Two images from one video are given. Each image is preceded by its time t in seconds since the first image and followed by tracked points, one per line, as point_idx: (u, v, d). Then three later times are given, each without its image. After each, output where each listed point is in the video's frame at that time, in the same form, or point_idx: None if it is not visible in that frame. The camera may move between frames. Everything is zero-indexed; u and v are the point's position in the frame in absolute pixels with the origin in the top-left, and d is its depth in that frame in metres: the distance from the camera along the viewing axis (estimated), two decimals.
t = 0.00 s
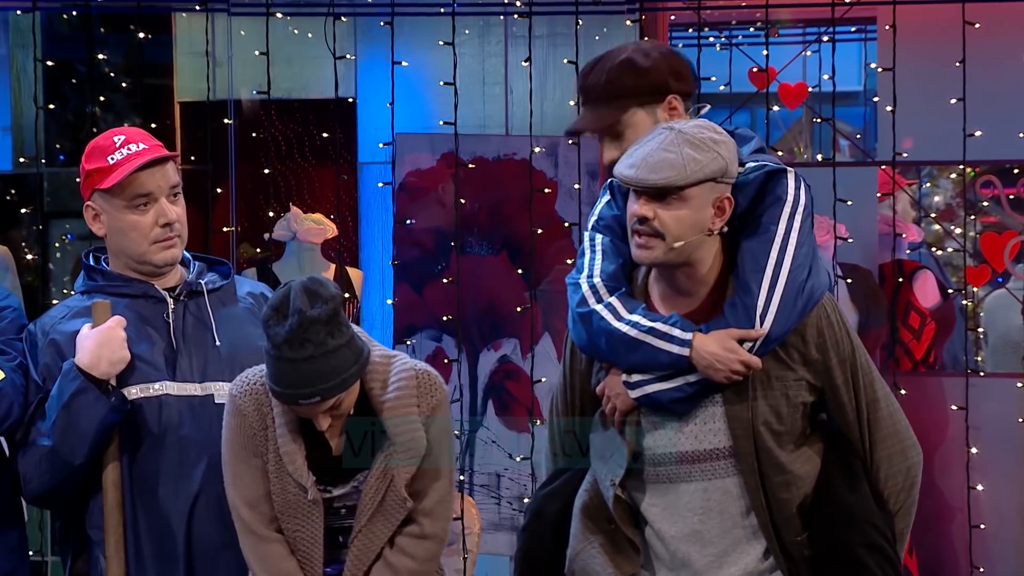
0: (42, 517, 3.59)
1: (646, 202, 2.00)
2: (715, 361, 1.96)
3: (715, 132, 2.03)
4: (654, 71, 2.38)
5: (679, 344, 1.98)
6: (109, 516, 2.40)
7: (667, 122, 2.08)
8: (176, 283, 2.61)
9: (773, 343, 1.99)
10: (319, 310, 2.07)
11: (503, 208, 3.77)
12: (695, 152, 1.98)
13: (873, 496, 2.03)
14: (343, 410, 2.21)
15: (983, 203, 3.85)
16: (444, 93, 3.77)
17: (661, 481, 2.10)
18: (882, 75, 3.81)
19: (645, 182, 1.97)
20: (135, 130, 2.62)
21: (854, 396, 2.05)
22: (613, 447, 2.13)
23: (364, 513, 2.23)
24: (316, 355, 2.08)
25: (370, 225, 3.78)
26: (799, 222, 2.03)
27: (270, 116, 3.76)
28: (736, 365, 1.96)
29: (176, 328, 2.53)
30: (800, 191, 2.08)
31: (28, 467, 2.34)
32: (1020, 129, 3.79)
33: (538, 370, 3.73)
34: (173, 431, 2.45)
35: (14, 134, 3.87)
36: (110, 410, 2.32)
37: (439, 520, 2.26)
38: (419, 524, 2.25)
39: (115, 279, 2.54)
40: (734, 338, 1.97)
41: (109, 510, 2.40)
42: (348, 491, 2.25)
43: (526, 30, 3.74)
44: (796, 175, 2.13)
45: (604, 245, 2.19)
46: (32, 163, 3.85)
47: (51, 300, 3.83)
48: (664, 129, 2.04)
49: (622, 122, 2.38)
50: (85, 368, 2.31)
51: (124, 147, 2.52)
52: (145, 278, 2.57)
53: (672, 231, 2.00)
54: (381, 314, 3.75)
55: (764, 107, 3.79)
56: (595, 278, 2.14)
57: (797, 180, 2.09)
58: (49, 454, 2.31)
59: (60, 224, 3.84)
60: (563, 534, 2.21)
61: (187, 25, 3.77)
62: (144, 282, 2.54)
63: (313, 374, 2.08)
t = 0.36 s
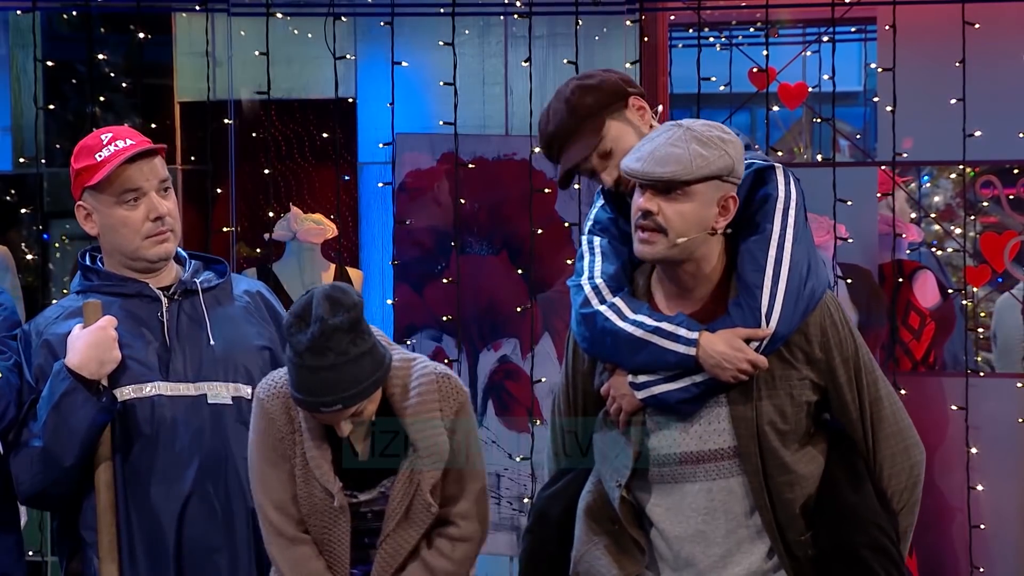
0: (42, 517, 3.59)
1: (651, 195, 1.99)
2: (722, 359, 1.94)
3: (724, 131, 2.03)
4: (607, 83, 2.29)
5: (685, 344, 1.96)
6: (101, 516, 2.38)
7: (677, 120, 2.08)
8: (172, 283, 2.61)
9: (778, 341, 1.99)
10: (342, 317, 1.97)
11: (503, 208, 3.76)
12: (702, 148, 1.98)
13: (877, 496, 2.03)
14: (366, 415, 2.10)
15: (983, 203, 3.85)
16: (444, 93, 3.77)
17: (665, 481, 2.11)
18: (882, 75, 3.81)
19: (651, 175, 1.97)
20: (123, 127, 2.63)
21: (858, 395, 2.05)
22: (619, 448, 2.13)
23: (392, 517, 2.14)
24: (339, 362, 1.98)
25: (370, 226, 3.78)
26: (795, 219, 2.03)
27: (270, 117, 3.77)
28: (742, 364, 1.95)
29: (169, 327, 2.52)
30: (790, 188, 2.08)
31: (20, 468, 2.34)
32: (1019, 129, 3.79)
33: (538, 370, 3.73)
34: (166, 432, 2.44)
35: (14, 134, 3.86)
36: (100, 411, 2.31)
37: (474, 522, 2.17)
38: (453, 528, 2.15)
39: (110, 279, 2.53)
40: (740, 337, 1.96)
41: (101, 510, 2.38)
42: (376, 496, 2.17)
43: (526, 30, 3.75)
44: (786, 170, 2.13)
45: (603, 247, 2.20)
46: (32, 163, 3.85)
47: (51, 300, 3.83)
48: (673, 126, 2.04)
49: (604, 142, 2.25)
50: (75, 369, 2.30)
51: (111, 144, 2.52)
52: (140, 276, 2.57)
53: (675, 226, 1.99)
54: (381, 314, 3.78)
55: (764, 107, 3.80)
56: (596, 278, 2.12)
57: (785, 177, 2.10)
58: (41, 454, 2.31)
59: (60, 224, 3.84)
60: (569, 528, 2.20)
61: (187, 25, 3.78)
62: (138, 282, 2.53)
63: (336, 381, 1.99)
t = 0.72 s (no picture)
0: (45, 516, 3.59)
1: (638, 211, 1.99)
2: (713, 360, 1.95)
3: (712, 142, 2.00)
4: (631, 62, 2.25)
5: (678, 346, 1.96)
6: (103, 515, 2.37)
7: (665, 127, 2.05)
8: (174, 283, 2.59)
9: (770, 341, 1.99)
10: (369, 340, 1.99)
11: (503, 208, 3.77)
12: (690, 162, 1.96)
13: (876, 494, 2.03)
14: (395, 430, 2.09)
15: (983, 203, 3.84)
16: (444, 93, 3.77)
17: (662, 484, 2.10)
18: (882, 75, 3.81)
19: (639, 192, 1.96)
20: (128, 128, 2.58)
21: (853, 394, 2.06)
22: (614, 451, 2.13)
23: (420, 533, 2.18)
24: (365, 384, 2.00)
25: (370, 225, 3.79)
26: (785, 217, 2.04)
27: (270, 117, 3.77)
28: (734, 365, 1.95)
29: (171, 328, 2.50)
30: (781, 186, 2.08)
31: (21, 468, 2.34)
32: (1019, 129, 3.79)
33: (538, 370, 3.73)
34: (166, 434, 2.43)
35: (15, 134, 3.86)
36: (100, 411, 2.31)
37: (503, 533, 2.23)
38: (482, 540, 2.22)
39: (114, 279, 2.51)
40: (732, 337, 1.96)
41: (104, 510, 2.37)
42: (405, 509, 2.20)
43: (526, 30, 3.74)
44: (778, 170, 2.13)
45: (594, 252, 2.18)
46: (32, 163, 3.85)
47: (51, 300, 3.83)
48: (660, 136, 2.00)
49: (592, 108, 2.20)
50: (76, 369, 2.30)
51: (117, 148, 2.48)
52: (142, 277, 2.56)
53: (662, 240, 1.99)
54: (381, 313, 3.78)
55: (764, 107, 3.79)
56: (588, 283, 2.12)
57: (776, 176, 2.10)
58: (41, 454, 2.31)
59: (60, 224, 3.84)
60: (569, 534, 2.18)
61: (187, 25, 3.78)
62: (141, 282, 2.51)
63: (363, 402, 2.02)
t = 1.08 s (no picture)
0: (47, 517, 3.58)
1: (647, 201, 1.99)
2: (711, 353, 1.95)
3: (721, 133, 2.01)
4: (684, 39, 2.40)
5: (677, 337, 1.98)
6: (110, 515, 2.37)
7: (673, 121, 2.06)
8: (181, 282, 2.58)
9: (770, 336, 2.00)
10: (392, 298, 2.03)
11: (503, 208, 3.77)
12: (699, 153, 1.97)
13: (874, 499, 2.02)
14: (410, 404, 2.14)
15: (983, 203, 3.84)
16: (444, 93, 3.77)
17: (658, 480, 2.09)
18: (882, 75, 3.80)
19: (649, 181, 1.96)
20: (140, 128, 2.58)
21: (852, 396, 2.05)
22: (610, 446, 2.13)
23: (428, 513, 2.15)
24: (385, 343, 2.03)
25: (370, 225, 3.79)
26: (791, 213, 2.06)
27: (270, 117, 3.77)
28: (733, 358, 1.96)
29: (178, 328, 2.50)
30: (790, 181, 2.11)
31: (25, 468, 2.33)
32: (1019, 129, 3.79)
33: (538, 370, 3.74)
34: (172, 435, 2.42)
35: (14, 134, 3.86)
36: (107, 411, 2.32)
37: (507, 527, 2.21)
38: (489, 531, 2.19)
39: (119, 279, 2.50)
40: (731, 331, 1.97)
41: (110, 509, 2.37)
42: (415, 492, 2.17)
43: (526, 30, 3.75)
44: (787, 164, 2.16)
45: (599, 243, 2.20)
46: (32, 163, 3.84)
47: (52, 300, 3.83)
48: (668, 127, 2.01)
49: (631, 66, 2.37)
50: (84, 369, 2.30)
51: (127, 149, 2.48)
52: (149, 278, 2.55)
53: (672, 231, 1.98)
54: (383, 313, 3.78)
55: (764, 107, 3.77)
56: (591, 273, 2.14)
57: (786, 170, 2.12)
58: (47, 454, 2.30)
59: (61, 224, 3.84)
60: (568, 533, 2.18)
61: (187, 25, 3.78)
62: (148, 282, 2.51)
63: (382, 361, 2.03)
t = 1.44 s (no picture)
0: (47, 517, 3.58)
1: (658, 199, 1.99)
2: (721, 357, 1.95)
3: (734, 136, 2.03)
4: (676, 49, 2.45)
5: (687, 341, 1.97)
6: (111, 515, 2.37)
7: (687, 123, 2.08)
8: (186, 281, 2.58)
9: (779, 342, 1.99)
10: (386, 282, 2.11)
11: (503, 208, 3.76)
12: (711, 153, 1.98)
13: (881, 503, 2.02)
14: (407, 390, 2.15)
15: (983, 203, 3.84)
16: (444, 93, 3.77)
17: (665, 482, 2.10)
18: (882, 75, 3.80)
19: (660, 178, 1.97)
20: (147, 128, 2.58)
21: (860, 401, 2.05)
22: (619, 448, 2.14)
23: (433, 505, 2.17)
24: (378, 325, 2.09)
25: (370, 225, 3.78)
26: (804, 220, 2.06)
27: (270, 117, 3.77)
28: (741, 363, 1.96)
29: (182, 327, 2.50)
30: (804, 188, 2.12)
31: (27, 468, 2.33)
32: (1019, 129, 3.79)
33: (538, 370, 3.72)
34: (175, 434, 2.42)
35: (14, 134, 3.85)
36: (109, 411, 2.31)
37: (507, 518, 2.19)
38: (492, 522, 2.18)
39: (124, 278, 2.50)
40: (741, 336, 1.97)
41: (112, 509, 2.37)
42: (421, 486, 2.19)
43: (526, 30, 3.75)
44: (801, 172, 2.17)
45: (612, 244, 2.21)
46: (32, 163, 3.84)
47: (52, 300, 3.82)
48: (682, 129, 2.03)
49: (631, 88, 2.45)
50: (86, 369, 2.30)
51: (134, 148, 2.48)
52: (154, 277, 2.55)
53: (682, 231, 1.98)
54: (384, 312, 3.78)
55: (764, 107, 3.78)
56: (602, 274, 2.14)
57: (801, 177, 2.14)
58: (49, 454, 2.30)
59: (60, 224, 3.84)
60: (573, 534, 2.20)
61: (187, 25, 3.78)
62: (152, 281, 2.51)
63: (374, 342, 2.09)
